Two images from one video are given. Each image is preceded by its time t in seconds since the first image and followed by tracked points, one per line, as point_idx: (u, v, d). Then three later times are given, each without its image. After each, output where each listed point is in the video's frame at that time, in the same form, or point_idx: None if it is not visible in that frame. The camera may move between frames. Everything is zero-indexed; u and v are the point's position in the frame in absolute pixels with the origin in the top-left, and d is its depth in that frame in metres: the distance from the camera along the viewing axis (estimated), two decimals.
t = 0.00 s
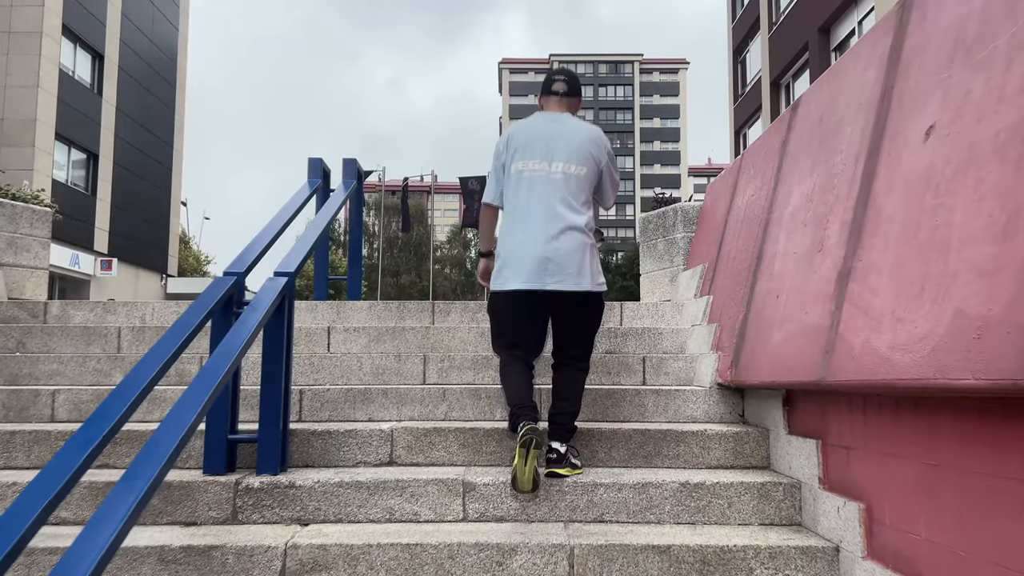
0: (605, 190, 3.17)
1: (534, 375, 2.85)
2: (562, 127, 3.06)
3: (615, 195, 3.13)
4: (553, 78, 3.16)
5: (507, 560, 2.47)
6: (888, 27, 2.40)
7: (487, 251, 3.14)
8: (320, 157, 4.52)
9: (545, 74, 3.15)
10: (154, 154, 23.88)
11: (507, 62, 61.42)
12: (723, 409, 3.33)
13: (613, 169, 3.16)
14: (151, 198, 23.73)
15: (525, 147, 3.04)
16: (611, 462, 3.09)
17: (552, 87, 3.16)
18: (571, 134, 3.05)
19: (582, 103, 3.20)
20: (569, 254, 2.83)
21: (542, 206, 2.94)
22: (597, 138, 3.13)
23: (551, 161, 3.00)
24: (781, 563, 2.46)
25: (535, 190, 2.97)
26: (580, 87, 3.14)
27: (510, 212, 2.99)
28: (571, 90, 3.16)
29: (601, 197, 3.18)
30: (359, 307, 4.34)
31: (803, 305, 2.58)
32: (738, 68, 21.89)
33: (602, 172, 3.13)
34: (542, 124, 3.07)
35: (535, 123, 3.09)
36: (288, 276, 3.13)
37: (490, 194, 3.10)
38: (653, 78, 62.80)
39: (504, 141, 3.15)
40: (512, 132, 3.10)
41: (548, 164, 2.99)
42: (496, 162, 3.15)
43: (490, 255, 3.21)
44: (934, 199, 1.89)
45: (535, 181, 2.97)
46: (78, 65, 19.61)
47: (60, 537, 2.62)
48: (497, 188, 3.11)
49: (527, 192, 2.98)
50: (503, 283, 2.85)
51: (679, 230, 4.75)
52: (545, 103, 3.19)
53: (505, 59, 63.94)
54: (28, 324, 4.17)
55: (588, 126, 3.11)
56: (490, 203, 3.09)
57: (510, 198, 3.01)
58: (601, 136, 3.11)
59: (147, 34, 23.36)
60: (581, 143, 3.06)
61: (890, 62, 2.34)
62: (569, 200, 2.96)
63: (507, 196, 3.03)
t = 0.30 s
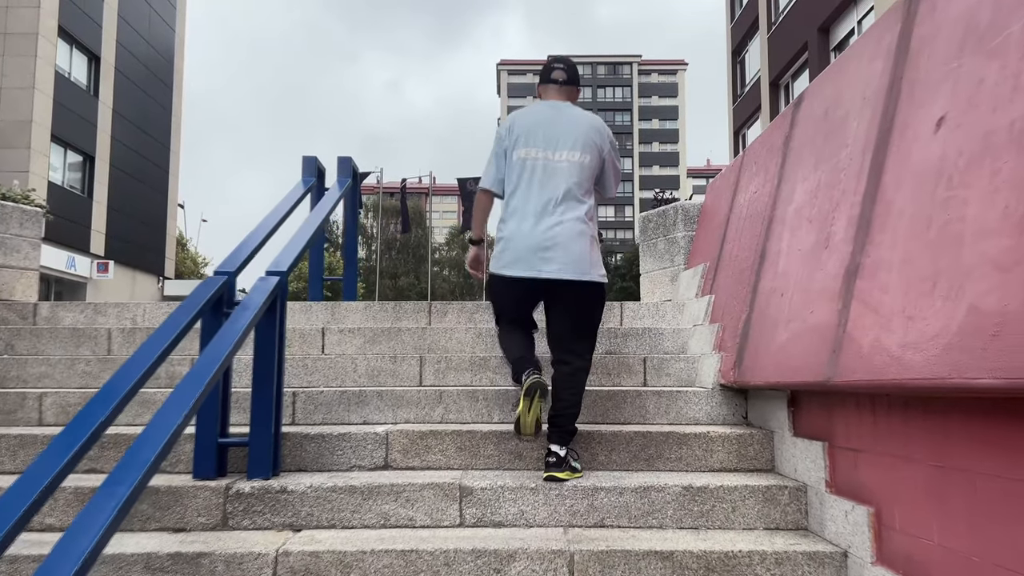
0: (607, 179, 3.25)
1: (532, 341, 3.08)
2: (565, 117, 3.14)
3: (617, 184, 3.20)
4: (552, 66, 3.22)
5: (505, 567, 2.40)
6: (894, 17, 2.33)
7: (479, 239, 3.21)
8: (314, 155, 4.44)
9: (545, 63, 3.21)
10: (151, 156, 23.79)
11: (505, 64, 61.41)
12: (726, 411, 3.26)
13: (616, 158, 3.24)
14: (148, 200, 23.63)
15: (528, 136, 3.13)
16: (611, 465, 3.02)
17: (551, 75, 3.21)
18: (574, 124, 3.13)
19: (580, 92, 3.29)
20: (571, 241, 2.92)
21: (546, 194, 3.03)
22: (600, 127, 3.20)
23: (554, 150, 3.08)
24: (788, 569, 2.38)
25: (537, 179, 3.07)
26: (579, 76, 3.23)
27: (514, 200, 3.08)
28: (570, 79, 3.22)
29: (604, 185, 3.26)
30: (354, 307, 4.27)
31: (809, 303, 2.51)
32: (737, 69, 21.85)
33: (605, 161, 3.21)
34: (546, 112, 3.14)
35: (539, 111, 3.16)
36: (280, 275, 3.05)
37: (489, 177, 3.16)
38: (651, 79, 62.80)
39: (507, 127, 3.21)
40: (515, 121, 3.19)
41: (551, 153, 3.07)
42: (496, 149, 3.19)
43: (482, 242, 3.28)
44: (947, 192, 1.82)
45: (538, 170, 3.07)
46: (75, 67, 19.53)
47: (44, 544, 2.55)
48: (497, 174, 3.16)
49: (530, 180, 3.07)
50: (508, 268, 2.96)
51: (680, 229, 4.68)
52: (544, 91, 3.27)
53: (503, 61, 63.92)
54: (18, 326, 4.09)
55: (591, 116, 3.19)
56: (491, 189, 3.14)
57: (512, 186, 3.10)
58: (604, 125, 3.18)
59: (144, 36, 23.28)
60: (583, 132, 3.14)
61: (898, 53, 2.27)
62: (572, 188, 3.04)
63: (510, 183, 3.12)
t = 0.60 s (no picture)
0: (607, 177, 3.23)
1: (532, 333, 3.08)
2: (566, 113, 3.13)
3: (618, 182, 3.19)
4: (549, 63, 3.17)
5: None
6: (903, 8, 2.26)
7: (471, 234, 3.22)
8: (308, 154, 4.37)
9: (541, 59, 3.17)
10: (148, 159, 23.71)
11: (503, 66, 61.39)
12: (729, 415, 3.19)
13: (616, 156, 3.23)
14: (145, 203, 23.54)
15: (530, 131, 3.10)
16: (612, 470, 2.94)
17: (548, 72, 3.17)
18: (575, 121, 3.12)
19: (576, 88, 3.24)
20: (575, 238, 2.91)
21: (548, 190, 3.02)
22: (600, 124, 3.19)
23: (555, 146, 3.07)
24: None
25: (539, 174, 3.04)
26: (575, 73, 3.19)
27: (515, 196, 3.06)
28: (566, 76, 3.18)
29: (604, 184, 3.25)
30: (349, 310, 4.19)
31: (816, 303, 2.44)
32: (736, 70, 21.80)
33: (606, 158, 3.20)
34: (547, 108, 3.12)
35: (540, 107, 3.14)
36: (271, 276, 2.97)
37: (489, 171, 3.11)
38: (650, 81, 62.80)
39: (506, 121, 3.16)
40: (515, 116, 3.15)
41: (552, 149, 3.06)
42: (495, 142, 3.12)
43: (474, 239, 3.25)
44: (963, 187, 1.74)
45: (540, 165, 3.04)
46: (71, 69, 19.45)
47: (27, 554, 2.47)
48: (495, 168, 3.10)
49: (532, 176, 3.05)
50: (510, 263, 2.94)
51: (681, 229, 4.61)
52: (540, 89, 3.22)
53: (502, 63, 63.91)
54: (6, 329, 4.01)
55: (591, 113, 3.18)
56: (491, 185, 3.07)
57: (513, 181, 3.08)
58: (604, 122, 3.17)
59: (141, 38, 23.20)
60: (584, 129, 3.13)
61: (907, 45, 2.19)
62: (575, 184, 3.02)
63: (511, 179, 3.09)
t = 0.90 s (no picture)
0: (604, 185, 3.16)
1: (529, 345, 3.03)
2: (562, 118, 3.04)
3: (615, 189, 3.12)
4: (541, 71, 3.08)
5: None
6: (913, 5, 2.17)
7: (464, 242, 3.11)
8: (300, 159, 4.28)
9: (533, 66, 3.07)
10: (146, 162, 23.62)
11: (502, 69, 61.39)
12: (732, 426, 3.10)
13: (613, 162, 3.16)
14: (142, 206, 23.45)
15: (527, 137, 3.00)
16: (612, 485, 2.85)
17: (541, 80, 3.09)
18: (572, 126, 3.03)
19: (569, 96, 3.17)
20: (575, 246, 2.82)
21: (546, 197, 2.93)
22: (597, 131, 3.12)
23: (553, 152, 2.98)
24: None
25: (537, 181, 2.95)
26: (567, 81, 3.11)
27: (513, 203, 2.97)
28: (560, 83, 3.10)
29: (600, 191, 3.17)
30: (343, 317, 4.10)
31: (823, 313, 2.34)
32: (735, 73, 21.74)
33: (603, 165, 3.12)
34: (543, 113, 3.04)
35: (537, 112, 3.05)
36: (259, 285, 2.86)
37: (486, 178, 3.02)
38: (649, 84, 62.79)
39: (502, 128, 3.07)
40: (511, 121, 3.06)
41: (551, 155, 2.98)
42: (491, 149, 3.03)
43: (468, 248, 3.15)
44: (981, 193, 1.65)
45: (539, 172, 2.95)
46: (68, 73, 19.37)
47: None
48: (492, 176, 3.01)
49: (530, 183, 2.96)
50: (510, 272, 2.85)
51: (681, 234, 4.52)
52: (533, 96, 3.14)
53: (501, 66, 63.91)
54: None
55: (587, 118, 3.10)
56: (488, 191, 2.99)
57: (511, 188, 2.99)
58: (601, 129, 3.10)
59: (138, 41, 23.12)
60: (581, 135, 3.05)
61: (918, 44, 2.10)
62: (574, 191, 2.94)
63: (508, 186, 3.00)
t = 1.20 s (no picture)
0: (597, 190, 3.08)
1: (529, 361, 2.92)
2: (553, 124, 2.97)
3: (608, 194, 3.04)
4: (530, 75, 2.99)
5: None
6: (922, 10, 2.09)
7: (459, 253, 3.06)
8: (293, 167, 4.19)
9: (521, 71, 2.99)
10: (143, 167, 23.53)
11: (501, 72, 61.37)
12: (735, 442, 3.01)
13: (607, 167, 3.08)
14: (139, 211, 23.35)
15: (517, 144, 2.94)
16: (612, 505, 2.75)
17: (529, 85, 3.01)
18: (563, 131, 2.96)
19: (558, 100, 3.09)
20: (569, 253, 2.74)
21: (537, 204, 2.86)
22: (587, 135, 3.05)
23: (544, 158, 2.91)
24: None
25: (527, 188, 2.88)
26: (556, 85, 3.03)
27: (503, 211, 2.90)
28: (548, 88, 3.02)
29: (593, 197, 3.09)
30: (336, 328, 4.01)
31: (830, 330, 2.26)
32: (734, 76, 21.68)
33: (595, 170, 3.05)
34: (533, 119, 2.97)
35: (526, 118, 2.98)
36: (246, 298, 2.77)
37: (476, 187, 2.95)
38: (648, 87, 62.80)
39: (492, 135, 3.00)
40: (500, 129, 3.00)
41: (541, 162, 2.90)
42: (481, 157, 2.97)
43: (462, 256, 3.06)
44: (998, 209, 1.57)
45: (529, 179, 2.88)
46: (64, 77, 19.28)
47: None
48: (482, 184, 2.94)
49: (521, 190, 2.89)
50: (500, 281, 2.78)
51: (681, 242, 4.44)
52: (522, 101, 3.06)
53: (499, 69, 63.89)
54: None
55: (578, 123, 3.03)
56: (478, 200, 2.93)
57: (501, 196, 2.92)
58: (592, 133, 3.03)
59: (135, 45, 23.03)
60: (572, 140, 2.98)
61: (928, 51, 2.02)
62: (565, 197, 2.86)
63: (499, 194, 2.93)
